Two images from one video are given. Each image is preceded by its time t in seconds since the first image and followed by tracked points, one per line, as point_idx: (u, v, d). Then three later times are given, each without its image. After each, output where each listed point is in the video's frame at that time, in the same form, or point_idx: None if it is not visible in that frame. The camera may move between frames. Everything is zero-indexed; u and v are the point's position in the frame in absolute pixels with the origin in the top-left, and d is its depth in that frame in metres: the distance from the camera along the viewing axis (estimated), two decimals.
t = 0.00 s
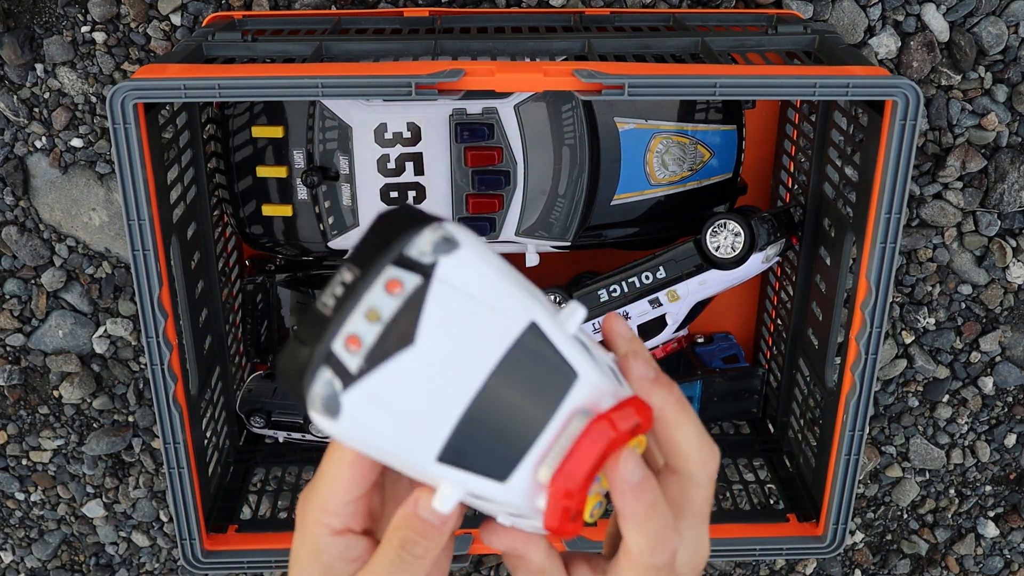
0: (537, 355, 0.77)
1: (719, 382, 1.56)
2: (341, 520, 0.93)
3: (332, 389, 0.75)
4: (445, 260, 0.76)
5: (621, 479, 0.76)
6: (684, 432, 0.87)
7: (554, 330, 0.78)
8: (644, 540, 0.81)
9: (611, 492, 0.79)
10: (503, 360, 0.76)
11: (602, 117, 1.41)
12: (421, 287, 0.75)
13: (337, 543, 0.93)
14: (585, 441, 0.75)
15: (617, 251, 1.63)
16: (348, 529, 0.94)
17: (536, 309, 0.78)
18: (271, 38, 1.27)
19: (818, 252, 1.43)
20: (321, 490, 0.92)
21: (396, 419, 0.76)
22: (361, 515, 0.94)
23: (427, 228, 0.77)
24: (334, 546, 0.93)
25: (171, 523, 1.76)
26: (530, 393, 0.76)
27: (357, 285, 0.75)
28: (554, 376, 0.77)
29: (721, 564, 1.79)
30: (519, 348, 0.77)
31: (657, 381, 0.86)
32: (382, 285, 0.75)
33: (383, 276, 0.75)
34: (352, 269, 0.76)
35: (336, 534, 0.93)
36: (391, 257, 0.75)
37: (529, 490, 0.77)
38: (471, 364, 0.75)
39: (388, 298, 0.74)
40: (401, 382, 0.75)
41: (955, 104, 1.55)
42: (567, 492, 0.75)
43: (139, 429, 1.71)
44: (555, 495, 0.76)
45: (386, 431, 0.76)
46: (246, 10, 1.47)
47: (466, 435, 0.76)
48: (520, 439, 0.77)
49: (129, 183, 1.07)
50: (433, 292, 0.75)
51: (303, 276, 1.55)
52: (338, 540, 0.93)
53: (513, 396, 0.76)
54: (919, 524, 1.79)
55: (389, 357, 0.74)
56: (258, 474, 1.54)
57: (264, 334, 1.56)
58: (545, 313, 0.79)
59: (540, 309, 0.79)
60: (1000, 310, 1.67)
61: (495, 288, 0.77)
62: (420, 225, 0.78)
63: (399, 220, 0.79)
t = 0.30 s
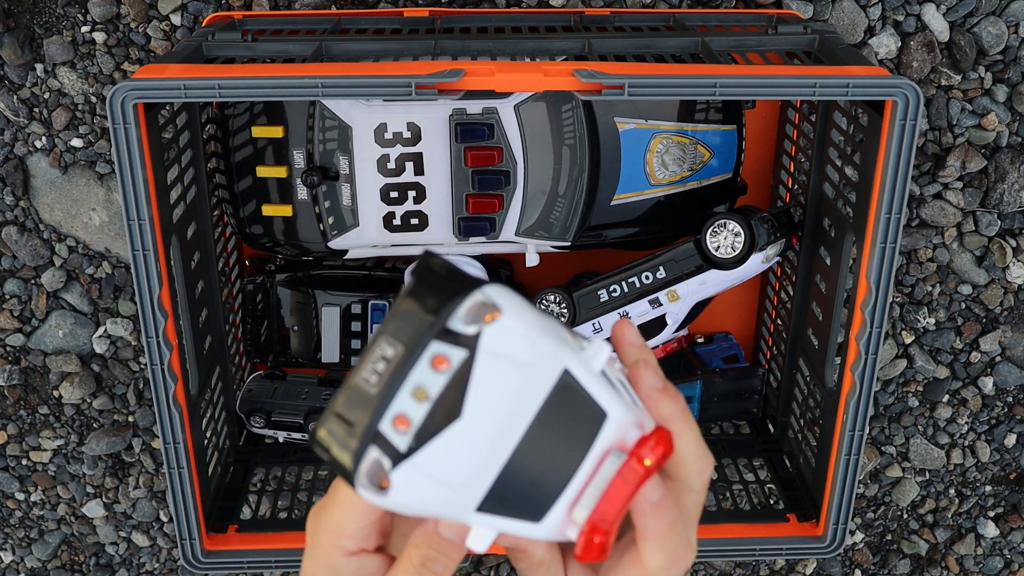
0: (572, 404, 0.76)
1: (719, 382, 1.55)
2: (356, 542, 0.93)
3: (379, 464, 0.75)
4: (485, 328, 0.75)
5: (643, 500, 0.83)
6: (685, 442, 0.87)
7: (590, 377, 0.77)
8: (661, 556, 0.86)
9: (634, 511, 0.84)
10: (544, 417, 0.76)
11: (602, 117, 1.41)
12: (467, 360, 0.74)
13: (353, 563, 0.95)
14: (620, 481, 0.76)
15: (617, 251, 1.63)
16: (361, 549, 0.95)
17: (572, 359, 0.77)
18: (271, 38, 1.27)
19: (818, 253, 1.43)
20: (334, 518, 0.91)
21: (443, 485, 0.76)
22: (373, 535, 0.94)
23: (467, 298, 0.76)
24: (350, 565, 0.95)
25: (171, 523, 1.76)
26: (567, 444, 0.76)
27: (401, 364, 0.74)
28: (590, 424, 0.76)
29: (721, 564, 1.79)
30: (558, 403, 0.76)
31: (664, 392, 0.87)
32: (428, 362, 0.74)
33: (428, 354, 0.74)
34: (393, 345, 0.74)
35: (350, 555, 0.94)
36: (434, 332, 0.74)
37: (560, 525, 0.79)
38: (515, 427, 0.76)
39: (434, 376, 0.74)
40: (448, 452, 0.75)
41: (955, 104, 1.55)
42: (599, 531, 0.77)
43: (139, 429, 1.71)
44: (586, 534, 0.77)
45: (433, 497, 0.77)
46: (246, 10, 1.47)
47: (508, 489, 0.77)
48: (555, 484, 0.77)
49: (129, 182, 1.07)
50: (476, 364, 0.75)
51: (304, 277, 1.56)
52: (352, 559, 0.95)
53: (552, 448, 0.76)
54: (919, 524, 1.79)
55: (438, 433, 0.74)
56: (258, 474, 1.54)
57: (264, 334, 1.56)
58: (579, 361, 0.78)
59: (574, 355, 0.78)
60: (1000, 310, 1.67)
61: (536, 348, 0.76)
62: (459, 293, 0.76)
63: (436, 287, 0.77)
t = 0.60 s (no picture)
0: (574, 411, 0.76)
1: (719, 382, 1.55)
2: (356, 544, 0.93)
3: (385, 480, 0.74)
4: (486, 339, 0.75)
5: (644, 499, 0.82)
6: (681, 441, 0.86)
7: (591, 384, 0.77)
8: (661, 554, 0.87)
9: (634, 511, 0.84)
10: (546, 425, 0.76)
11: (602, 117, 1.41)
12: (469, 374, 0.74)
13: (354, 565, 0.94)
14: (621, 483, 0.77)
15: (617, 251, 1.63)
16: (362, 550, 0.95)
17: (573, 366, 0.77)
18: (271, 38, 1.27)
19: (818, 252, 1.43)
20: (335, 521, 0.91)
21: (447, 496, 0.76)
22: (373, 537, 0.94)
23: (468, 310, 0.75)
24: (351, 567, 0.95)
25: (171, 523, 1.76)
26: (568, 450, 0.76)
27: (404, 380, 0.73)
28: (591, 429, 0.76)
29: (721, 564, 1.79)
30: (559, 411, 0.76)
31: (661, 391, 0.87)
32: (432, 378, 0.74)
33: (431, 369, 0.74)
34: (396, 361, 0.74)
35: (351, 556, 0.94)
36: (437, 347, 0.74)
37: (561, 528, 0.79)
38: (519, 438, 0.76)
39: (438, 390, 0.74)
40: (452, 464, 0.75)
41: (955, 104, 1.55)
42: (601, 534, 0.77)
43: (139, 429, 1.71)
44: (587, 537, 0.77)
45: (437, 509, 0.76)
46: (246, 10, 1.47)
47: (511, 497, 0.77)
48: (557, 488, 0.77)
49: (129, 182, 1.07)
50: (480, 375, 0.74)
51: (303, 277, 1.56)
52: (353, 560, 0.95)
53: (554, 454, 0.76)
54: (919, 524, 1.79)
55: (443, 447, 0.74)
56: (257, 474, 1.54)
57: (264, 334, 1.56)
58: (579, 367, 0.78)
59: (574, 363, 0.77)
60: (1000, 310, 1.67)
61: (538, 358, 0.76)
62: (460, 305, 0.75)
63: (437, 301, 0.76)
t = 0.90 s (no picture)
0: (575, 418, 0.76)
1: (719, 382, 1.55)
2: (358, 550, 0.93)
3: (387, 489, 0.75)
4: (486, 349, 0.76)
5: (644, 506, 0.82)
6: (683, 447, 0.87)
7: (592, 393, 0.77)
8: (663, 558, 0.87)
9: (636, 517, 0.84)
10: (548, 434, 0.76)
11: (602, 117, 1.41)
12: (470, 383, 0.75)
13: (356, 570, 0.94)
14: (621, 490, 0.76)
15: (617, 251, 1.63)
16: (365, 555, 0.95)
17: (573, 375, 0.77)
18: (271, 38, 1.27)
19: (818, 252, 1.43)
20: (338, 526, 0.91)
21: (448, 506, 0.75)
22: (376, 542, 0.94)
23: (468, 321, 0.77)
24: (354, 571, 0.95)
25: (171, 523, 1.76)
26: (569, 457, 0.76)
27: (405, 389, 0.74)
28: (592, 437, 0.76)
29: (721, 564, 1.79)
30: (560, 420, 0.76)
31: (663, 396, 0.87)
32: (432, 387, 0.74)
33: (431, 378, 0.74)
34: (397, 370, 0.75)
35: (353, 561, 0.94)
36: (438, 357, 0.75)
37: (563, 535, 0.79)
38: (520, 446, 0.75)
39: (438, 399, 0.74)
40: (453, 474, 0.74)
41: (955, 104, 1.55)
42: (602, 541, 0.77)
43: (139, 429, 1.71)
44: (588, 544, 0.77)
45: (439, 518, 0.76)
46: (246, 10, 1.47)
47: (513, 505, 0.77)
48: (559, 495, 0.77)
49: (129, 182, 1.07)
50: (480, 384, 0.75)
51: (304, 277, 1.56)
52: (356, 565, 0.95)
53: (556, 462, 0.76)
54: (919, 524, 1.79)
55: (444, 456, 0.74)
56: (257, 474, 1.54)
57: (264, 334, 1.56)
58: (580, 375, 0.78)
59: (574, 371, 0.78)
60: (1000, 310, 1.67)
61: (539, 367, 0.76)
62: (460, 317, 0.77)
63: (438, 312, 0.78)
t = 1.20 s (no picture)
0: (581, 425, 0.76)
1: (719, 382, 1.55)
2: (362, 554, 0.93)
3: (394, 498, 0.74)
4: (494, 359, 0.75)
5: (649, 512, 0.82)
6: (687, 451, 0.86)
7: (597, 400, 0.77)
8: (666, 562, 0.87)
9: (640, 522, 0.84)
10: (553, 440, 0.76)
11: (602, 117, 1.41)
12: (478, 393, 0.74)
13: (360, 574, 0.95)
14: (627, 497, 0.78)
15: (617, 251, 1.63)
16: (368, 560, 0.95)
17: (579, 382, 0.77)
18: (271, 38, 1.27)
19: (818, 252, 1.43)
20: (342, 531, 0.91)
21: (455, 514, 0.75)
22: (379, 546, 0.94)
23: (475, 329, 0.75)
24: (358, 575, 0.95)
25: (171, 523, 1.76)
26: (575, 464, 0.76)
27: (412, 399, 0.74)
28: (597, 444, 0.76)
29: (721, 564, 1.80)
30: (567, 426, 0.76)
31: (665, 400, 0.87)
32: (440, 397, 0.74)
33: (439, 388, 0.74)
34: (404, 381, 0.74)
35: (357, 566, 0.94)
36: (445, 366, 0.74)
37: (567, 542, 0.79)
38: (526, 454, 0.76)
39: (446, 409, 0.74)
40: (460, 483, 0.74)
41: (955, 104, 1.55)
42: (607, 547, 0.79)
43: (139, 429, 1.71)
44: (593, 551, 0.79)
45: (445, 526, 0.76)
46: (246, 10, 1.47)
47: (518, 510, 0.77)
48: (564, 502, 0.77)
49: (129, 182, 1.07)
50: (488, 394, 0.74)
51: (304, 277, 1.56)
52: (359, 569, 0.95)
53: (561, 468, 0.76)
54: (919, 524, 1.79)
55: (451, 465, 0.74)
56: (257, 474, 1.54)
57: (264, 334, 1.56)
58: (586, 382, 0.77)
59: (581, 378, 0.77)
60: (1000, 310, 1.67)
61: (546, 375, 0.76)
62: (467, 325, 0.76)
63: (445, 320, 0.76)
